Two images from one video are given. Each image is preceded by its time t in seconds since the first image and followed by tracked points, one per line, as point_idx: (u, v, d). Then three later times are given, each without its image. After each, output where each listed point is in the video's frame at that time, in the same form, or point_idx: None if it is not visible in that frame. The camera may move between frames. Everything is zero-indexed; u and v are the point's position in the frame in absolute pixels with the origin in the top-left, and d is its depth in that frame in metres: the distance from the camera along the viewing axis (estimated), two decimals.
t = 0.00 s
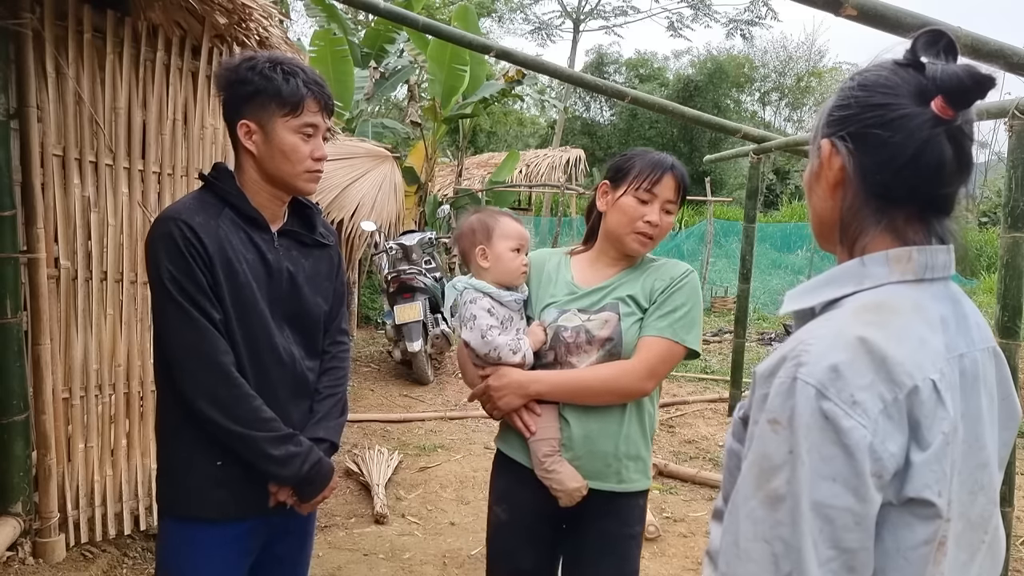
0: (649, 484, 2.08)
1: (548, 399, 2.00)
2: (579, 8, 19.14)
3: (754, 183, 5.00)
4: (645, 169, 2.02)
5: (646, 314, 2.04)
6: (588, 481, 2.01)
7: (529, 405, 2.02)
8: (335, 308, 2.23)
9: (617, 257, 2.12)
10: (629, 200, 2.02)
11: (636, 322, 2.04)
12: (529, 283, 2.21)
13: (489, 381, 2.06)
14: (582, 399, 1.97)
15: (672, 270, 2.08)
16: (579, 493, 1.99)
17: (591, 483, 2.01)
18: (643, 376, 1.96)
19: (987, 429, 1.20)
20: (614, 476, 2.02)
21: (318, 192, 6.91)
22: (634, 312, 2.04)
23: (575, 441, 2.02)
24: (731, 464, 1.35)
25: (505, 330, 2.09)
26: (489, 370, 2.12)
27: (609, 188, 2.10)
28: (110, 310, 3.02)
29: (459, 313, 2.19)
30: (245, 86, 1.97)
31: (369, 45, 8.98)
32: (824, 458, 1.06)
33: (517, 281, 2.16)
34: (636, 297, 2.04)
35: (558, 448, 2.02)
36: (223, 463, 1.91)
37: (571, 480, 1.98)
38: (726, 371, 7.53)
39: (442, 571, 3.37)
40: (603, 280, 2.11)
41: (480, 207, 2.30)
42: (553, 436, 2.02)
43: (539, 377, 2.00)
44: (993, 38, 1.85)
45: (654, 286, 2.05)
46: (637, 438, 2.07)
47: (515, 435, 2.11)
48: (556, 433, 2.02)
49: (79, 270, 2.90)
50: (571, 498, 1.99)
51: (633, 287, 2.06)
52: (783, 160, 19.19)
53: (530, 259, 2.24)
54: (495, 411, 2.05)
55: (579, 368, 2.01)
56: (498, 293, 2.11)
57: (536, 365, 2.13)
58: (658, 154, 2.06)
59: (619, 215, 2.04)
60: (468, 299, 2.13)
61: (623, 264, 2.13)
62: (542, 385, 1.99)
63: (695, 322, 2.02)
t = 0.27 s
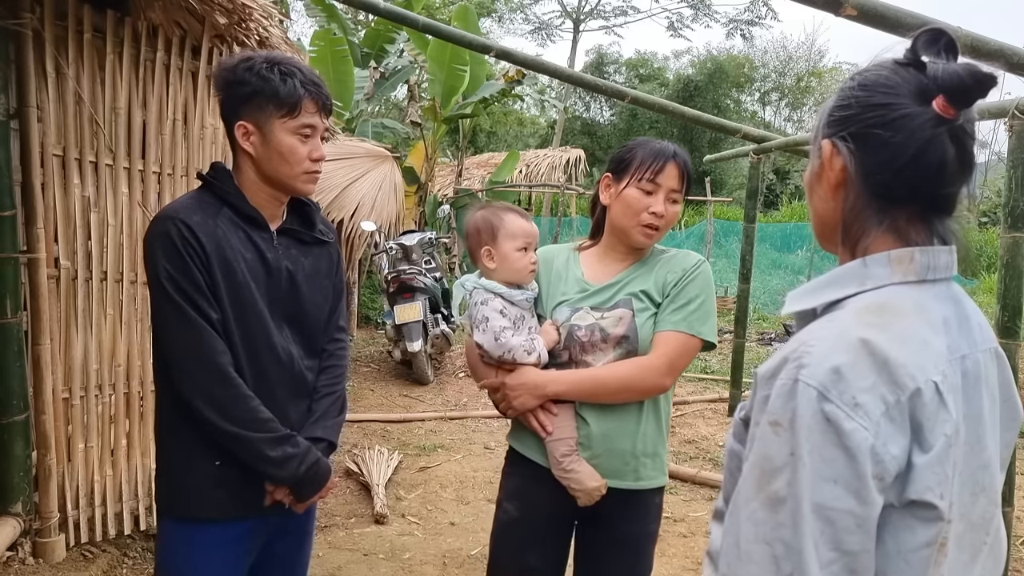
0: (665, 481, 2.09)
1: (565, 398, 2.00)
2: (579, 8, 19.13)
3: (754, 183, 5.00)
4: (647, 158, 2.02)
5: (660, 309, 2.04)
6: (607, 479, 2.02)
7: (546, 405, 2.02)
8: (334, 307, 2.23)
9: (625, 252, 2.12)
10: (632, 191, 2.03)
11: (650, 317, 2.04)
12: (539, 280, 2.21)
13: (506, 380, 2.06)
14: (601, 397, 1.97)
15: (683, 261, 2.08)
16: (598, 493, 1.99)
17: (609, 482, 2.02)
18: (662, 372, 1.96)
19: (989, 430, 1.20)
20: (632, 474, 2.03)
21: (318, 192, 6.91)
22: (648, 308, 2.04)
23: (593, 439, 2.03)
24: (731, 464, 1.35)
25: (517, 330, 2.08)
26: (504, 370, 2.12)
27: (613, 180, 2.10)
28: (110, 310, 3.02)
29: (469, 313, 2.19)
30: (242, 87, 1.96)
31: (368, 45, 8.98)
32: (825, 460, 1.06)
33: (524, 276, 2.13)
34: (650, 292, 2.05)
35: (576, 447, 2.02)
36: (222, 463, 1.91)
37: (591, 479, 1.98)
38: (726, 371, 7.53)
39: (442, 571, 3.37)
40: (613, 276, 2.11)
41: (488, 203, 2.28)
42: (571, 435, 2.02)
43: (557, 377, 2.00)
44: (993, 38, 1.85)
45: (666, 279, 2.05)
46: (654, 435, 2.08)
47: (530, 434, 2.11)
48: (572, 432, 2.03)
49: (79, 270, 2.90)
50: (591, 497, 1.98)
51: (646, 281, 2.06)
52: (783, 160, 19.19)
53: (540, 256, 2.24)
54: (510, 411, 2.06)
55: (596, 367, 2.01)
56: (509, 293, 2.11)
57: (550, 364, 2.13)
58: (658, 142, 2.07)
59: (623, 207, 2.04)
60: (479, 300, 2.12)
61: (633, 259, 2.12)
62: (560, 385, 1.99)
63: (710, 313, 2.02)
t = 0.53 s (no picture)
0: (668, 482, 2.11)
1: (575, 397, 2.00)
2: (579, 8, 19.13)
3: (754, 183, 5.00)
4: (641, 155, 2.02)
5: (668, 308, 2.05)
6: (614, 479, 2.02)
7: (556, 404, 2.01)
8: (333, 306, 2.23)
9: (628, 252, 2.12)
10: (630, 191, 2.02)
11: (659, 317, 2.05)
12: (544, 278, 2.19)
13: (512, 379, 2.05)
14: (612, 397, 1.97)
15: (688, 260, 2.09)
16: (606, 493, 1.99)
17: (616, 482, 2.03)
18: (672, 373, 1.97)
19: (991, 432, 1.20)
20: (638, 474, 2.04)
21: (318, 192, 6.91)
22: (656, 307, 2.05)
23: (601, 439, 2.03)
24: (733, 465, 1.35)
25: (522, 329, 2.09)
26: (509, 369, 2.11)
27: (609, 181, 2.10)
28: (110, 310, 3.02)
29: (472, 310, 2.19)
30: (237, 88, 1.96)
31: (368, 45, 8.98)
32: (829, 462, 1.06)
33: (529, 276, 2.13)
34: (657, 292, 2.05)
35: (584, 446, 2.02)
36: (221, 463, 1.91)
37: (600, 480, 1.98)
38: (726, 371, 7.53)
39: (442, 571, 3.37)
40: (618, 276, 2.11)
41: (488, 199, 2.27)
42: (578, 435, 2.01)
43: (567, 375, 1.99)
44: (992, 38, 1.85)
45: (673, 278, 2.06)
46: (660, 436, 2.09)
47: (536, 433, 2.10)
48: (582, 432, 2.02)
49: (79, 270, 2.90)
50: (599, 497, 1.98)
51: (652, 281, 2.06)
52: (783, 160, 19.19)
53: (545, 254, 2.24)
54: (519, 409, 2.04)
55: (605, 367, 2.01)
56: (514, 292, 2.10)
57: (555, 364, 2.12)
58: (652, 140, 2.06)
59: (622, 208, 2.04)
60: (484, 299, 2.11)
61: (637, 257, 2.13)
62: (570, 384, 1.98)
63: (716, 313, 2.03)
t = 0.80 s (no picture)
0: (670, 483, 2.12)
1: (578, 400, 2.00)
2: (579, 8, 19.14)
3: (754, 183, 5.00)
4: (646, 153, 2.02)
5: (670, 308, 2.05)
6: (617, 482, 2.03)
7: (558, 407, 2.01)
8: (331, 305, 2.23)
9: (630, 250, 2.12)
10: (637, 186, 2.02)
11: (660, 317, 2.05)
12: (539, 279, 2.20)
13: (515, 382, 2.05)
14: (616, 399, 1.97)
15: (688, 259, 2.09)
16: (610, 497, 2.00)
17: (619, 484, 2.03)
18: (675, 373, 1.97)
19: (993, 432, 1.21)
20: (641, 476, 2.05)
21: (318, 192, 6.92)
22: (657, 308, 2.05)
23: (604, 442, 2.03)
24: (736, 466, 1.35)
25: (521, 332, 2.08)
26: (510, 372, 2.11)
27: (612, 179, 2.10)
28: (110, 310, 3.02)
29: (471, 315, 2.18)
30: (230, 87, 1.97)
31: (368, 45, 8.99)
32: (834, 465, 1.06)
33: (524, 275, 2.13)
34: (658, 292, 2.05)
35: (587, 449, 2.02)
36: (220, 462, 1.91)
37: (603, 484, 1.99)
38: (726, 371, 7.53)
39: (442, 571, 3.37)
40: (619, 276, 2.11)
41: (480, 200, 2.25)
42: (581, 439, 2.02)
43: (570, 379, 1.99)
44: (993, 38, 1.85)
45: (674, 277, 2.06)
46: (662, 437, 2.09)
47: (538, 437, 2.10)
48: (584, 435, 2.02)
49: (80, 270, 2.90)
50: (603, 501, 1.99)
51: (654, 281, 2.06)
52: (783, 160, 19.19)
53: (540, 256, 2.23)
54: (521, 412, 2.04)
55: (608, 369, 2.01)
56: (512, 294, 2.10)
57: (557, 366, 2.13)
58: (655, 136, 2.07)
59: (629, 203, 2.03)
60: (482, 303, 2.11)
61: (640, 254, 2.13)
62: (573, 387, 1.98)
63: (718, 312, 2.04)
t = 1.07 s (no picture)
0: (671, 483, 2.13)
1: (579, 403, 2.00)
2: (579, 8, 19.14)
3: (754, 183, 5.00)
4: (650, 156, 2.02)
5: (669, 309, 2.05)
6: (619, 484, 2.03)
7: (559, 410, 2.01)
8: (330, 306, 2.22)
9: (629, 251, 2.12)
10: (640, 190, 2.02)
11: (660, 318, 2.05)
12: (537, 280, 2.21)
13: (516, 386, 2.05)
14: (617, 402, 1.97)
15: (687, 258, 2.09)
16: (612, 499, 2.00)
17: (622, 486, 2.03)
18: (676, 373, 1.97)
19: (994, 432, 1.21)
20: (643, 477, 2.05)
21: (318, 192, 6.92)
22: (657, 308, 2.05)
23: (605, 444, 2.04)
24: (737, 467, 1.35)
25: (522, 336, 2.07)
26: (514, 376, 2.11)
27: (614, 179, 2.09)
28: (110, 309, 3.02)
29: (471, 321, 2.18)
30: (225, 89, 1.97)
31: (368, 45, 8.99)
32: (835, 465, 1.06)
33: (524, 279, 2.13)
34: (658, 292, 2.05)
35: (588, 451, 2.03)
36: (212, 461, 1.91)
37: (606, 487, 1.99)
38: (726, 371, 7.53)
39: (442, 571, 3.37)
40: (618, 277, 2.11)
41: (476, 204, 2.25)
42: (583, 442, 2.02)
43: (571, 382, 1.99)
44: (993, 38, 1.85)
45: (674, 277, 2.06)
46: (664, 438, 2.09)
47: (540, 442, 2.10)
48: (585, 438, 2.02)
49: (79, 270, 2.90)
50: (606, 504, 1.99)
51: (653, 282, 2.06)
52: (783, 160, 19.19)
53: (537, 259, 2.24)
54: (522, 416, 2.04)
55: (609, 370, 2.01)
56: (511, 299, 2.10)
57: (558, 369, 2.13)
58: (658, 139, 2.06)
59: (632, 207, 2.03)
60: (481, 308, 2.11)
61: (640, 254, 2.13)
62: (574, 390, 1.98)
63: (718, 312, 2.04)
